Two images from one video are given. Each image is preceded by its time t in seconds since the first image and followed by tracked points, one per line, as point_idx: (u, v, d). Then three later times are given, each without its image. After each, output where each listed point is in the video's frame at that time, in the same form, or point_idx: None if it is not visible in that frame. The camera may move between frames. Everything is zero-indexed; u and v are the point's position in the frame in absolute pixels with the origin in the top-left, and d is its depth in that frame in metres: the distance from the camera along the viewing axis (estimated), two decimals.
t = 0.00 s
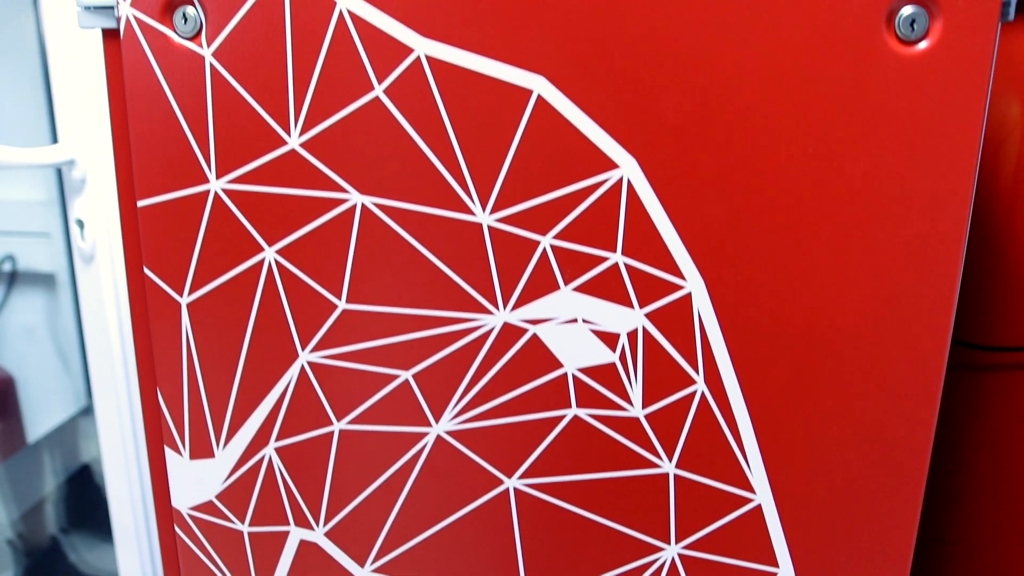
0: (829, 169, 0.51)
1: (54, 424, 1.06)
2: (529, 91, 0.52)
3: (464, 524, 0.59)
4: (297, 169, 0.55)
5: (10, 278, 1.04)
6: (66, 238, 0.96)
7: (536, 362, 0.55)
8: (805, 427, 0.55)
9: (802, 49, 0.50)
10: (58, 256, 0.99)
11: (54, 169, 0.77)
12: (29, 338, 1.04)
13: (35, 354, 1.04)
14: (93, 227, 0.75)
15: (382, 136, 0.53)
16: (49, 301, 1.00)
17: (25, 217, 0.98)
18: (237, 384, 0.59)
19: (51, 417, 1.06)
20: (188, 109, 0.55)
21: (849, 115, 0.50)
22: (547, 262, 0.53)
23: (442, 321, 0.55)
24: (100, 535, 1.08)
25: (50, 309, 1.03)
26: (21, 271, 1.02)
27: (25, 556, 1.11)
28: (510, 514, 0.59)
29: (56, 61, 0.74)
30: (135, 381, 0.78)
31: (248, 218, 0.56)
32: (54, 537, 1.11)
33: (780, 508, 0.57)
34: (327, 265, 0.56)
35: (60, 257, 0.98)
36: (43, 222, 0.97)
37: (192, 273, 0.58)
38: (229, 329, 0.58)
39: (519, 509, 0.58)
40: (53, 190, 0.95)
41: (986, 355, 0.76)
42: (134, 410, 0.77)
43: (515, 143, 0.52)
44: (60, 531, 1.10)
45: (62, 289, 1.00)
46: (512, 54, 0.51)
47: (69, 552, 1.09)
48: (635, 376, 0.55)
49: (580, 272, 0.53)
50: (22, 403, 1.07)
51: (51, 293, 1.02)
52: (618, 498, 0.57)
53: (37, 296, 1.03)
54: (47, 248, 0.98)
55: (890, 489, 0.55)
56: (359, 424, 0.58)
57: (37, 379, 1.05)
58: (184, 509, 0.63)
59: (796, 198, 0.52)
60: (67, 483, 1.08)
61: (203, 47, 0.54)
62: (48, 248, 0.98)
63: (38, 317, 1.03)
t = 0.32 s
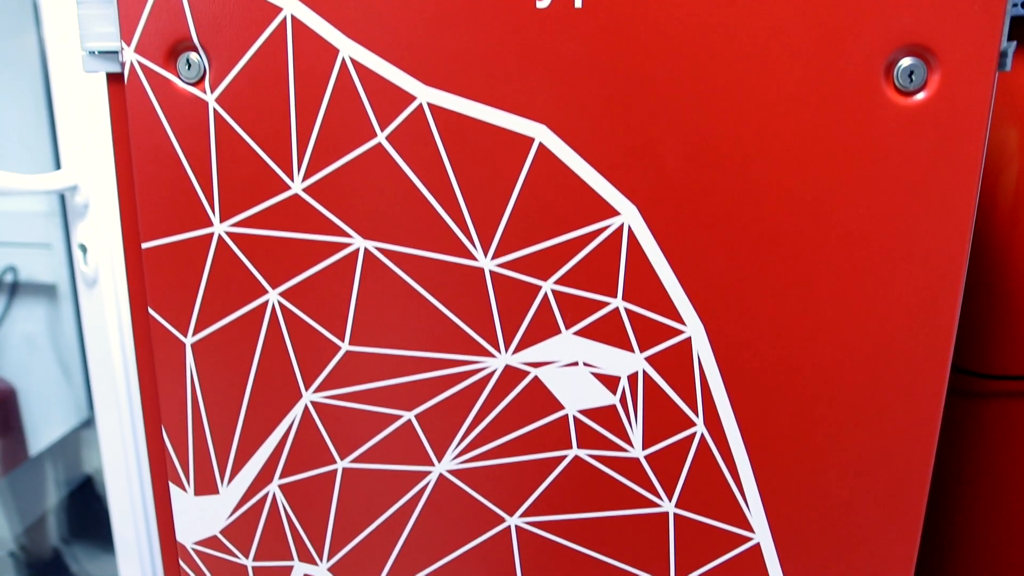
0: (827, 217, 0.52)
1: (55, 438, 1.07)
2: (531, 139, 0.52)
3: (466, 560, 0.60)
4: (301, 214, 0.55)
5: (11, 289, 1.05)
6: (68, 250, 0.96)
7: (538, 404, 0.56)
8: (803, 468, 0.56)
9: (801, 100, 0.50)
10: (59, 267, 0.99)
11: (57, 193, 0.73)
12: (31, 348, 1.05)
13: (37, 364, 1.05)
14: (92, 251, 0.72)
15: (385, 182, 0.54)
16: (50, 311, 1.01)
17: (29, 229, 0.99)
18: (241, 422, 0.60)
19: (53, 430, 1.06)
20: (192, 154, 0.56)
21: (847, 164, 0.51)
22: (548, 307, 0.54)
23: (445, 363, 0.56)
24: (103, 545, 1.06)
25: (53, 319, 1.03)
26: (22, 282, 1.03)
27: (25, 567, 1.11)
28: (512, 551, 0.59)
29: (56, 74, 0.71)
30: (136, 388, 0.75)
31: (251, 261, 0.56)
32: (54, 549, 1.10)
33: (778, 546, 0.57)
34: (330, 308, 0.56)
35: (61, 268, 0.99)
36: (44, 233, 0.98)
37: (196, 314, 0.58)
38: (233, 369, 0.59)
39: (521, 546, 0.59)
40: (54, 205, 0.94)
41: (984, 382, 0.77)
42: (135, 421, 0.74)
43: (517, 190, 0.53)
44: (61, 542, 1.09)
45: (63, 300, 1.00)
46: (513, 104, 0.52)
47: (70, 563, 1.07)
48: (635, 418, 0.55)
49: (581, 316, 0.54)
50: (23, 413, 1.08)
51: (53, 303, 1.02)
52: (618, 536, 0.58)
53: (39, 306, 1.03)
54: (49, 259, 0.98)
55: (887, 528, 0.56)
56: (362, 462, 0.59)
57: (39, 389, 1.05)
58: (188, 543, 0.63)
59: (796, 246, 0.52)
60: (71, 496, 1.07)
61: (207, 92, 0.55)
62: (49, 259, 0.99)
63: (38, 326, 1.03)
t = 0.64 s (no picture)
0: (827, 257, 0.52)
1: (55, 449, 1.07)
2: (534, 180, 0.53)
3: None
4: (306, 252, 0.56)
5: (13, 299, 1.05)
6: (70, 259, 0.97)
7: (540, 438, 0.56)
8: (801, 502, 0.56)
9: (801, 142, 0.51)
10: (61, 277, 1.00)
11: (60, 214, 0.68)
12: (32, 356, 1.05)
13: (37, 371, 1.05)
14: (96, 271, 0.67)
15: (389, 221, 0.54)
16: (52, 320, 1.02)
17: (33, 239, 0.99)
18: (247, 454, 0.60)
19: (53, 442, 1.07)
20: (198, 191, 0.56)
21: (846, 206, 0.51)
22: (551, 344, 0.55)
23: (449, 398, 0.57)
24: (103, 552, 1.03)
25: (53, 329, 1.04)
26: (23, 291, 1.03)
27: None
28: None
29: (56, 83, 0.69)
30: (136, 379, 0.69)
31: (257, 297, 0.57)
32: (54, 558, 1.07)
33: None
34: (335, 344, 0.57)
35: (64, 276, 0.99)
36: (47, 242, 0.99)
37: (202, 348, 0.59)
38: (239, 402, 0.59)
39: None
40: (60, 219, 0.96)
41: (984, 407, 0.78)
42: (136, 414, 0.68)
43: (519, 230, 0.53)
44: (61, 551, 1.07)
45: (65, 308, 1.01)
46: (517, 145, 0.52)
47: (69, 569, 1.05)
48: (636, 452, 0.56)
49: (583, 353, 0.55)
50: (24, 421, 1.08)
51: (55, 312, 1.03)
52: (620, 567, 0.59)
53: (40, 315, 1.04)
54: (52, 268, 0.99)
55: (884, 560, 0.57)
56: (367, 493, 0.60)
57: (42, 397, 1.06)
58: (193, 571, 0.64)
59: (796, 285, 0.53)
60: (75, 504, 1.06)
61: (212, 131, 0.55)
62: (50, 268, 0.99)
63: (39, 335, 1.04)
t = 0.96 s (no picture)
0: (822, 293, 0.53)
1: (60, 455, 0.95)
2: (534, 216, 0.53)
3: None
4: (308, 285, 0.56)
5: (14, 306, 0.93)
6: (73, 267, 0.85)
7: (539, 469, 0.57)
8: (796, 531, 0.57)
9: (798, 181, 0.51)
10: (63, 285, 0.88)
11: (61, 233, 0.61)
12: (35, 364, 0.92)
13: (41, 381, 0.92)
14: (99, 289, 0.61)
15: (390, 256, 0.55)
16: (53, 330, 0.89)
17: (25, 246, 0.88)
18: (251, 481, 0.61)
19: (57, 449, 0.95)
20: (202, 224, 0.57)
21: (842, 243, 0.52)
22: (550, 377, 0.55)
23: (450, 428, 0.57)
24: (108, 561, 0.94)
25: (55, 337, 0.91)
26: (25, 299, 0.91)
27: None
28: None
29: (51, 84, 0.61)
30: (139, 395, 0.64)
31: (260, 329, 0.58)
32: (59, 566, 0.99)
33: None
34: (337, 375, 0.58)
35: (68, 286, 0.88)
36: (47, 248, 0.88)
37: (206, 378, 0.60)
38: (243, 431, 0.60)
39: None
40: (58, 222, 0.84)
41: (984, 426, 0.77)
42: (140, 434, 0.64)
43: (519, 266, 0.54)
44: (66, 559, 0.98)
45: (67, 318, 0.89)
46: (517, 182, 0.53)
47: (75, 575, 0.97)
48: (634, 482, 0.57)
49: (582, 386, 0.55)
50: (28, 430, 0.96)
51: (58, 322, 0.91)
52: None
53: (43, 323, 0.92)
54: (52, 276, 0.88)
55: None
56: (369, 520, 0.60)
57: (43, 408, 0.94)
58: None
59: (793, 321, 0.53)
60: (77, 512, 0.97)
61: (215, 166, 0.56)
62: (51, 276, 0.88)
63: (42, 342, 0.92)
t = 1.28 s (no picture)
0: (826, 314, 0.53)
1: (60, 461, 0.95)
2: (540, 237, 0.54)
3: None
4: (316, 304, 0.57)
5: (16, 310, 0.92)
6: (75, 272, 0.85)
7: (545, 485, 0.58)
8: (799, 546, 0.58)
9: (801, 203, 0.52)
10: (66, 290, 0.88)
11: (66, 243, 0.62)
12: (38, 367, 0.92)
13: (43, 385, 0.92)
14: (105, 300, 0.61)
15: (397, 275, 0.56)
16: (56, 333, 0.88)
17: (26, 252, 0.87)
18: (259, 496, 0.62)
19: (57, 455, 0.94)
20: (210, 243, 0.57)
21: (845, 264, 0.52)
22: (556, 395, 0.56)
23: (456, 445, 0.58)
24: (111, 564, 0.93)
25: (58, 341, 0.91)
26: (28, 304, 0.91)
27: None
28: None
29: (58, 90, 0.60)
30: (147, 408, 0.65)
31: (269, 346, 0.58)
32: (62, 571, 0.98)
33: None
34: (344, 392, 0.58)
35: (70, 290, 0.87)
36: (47, 254, 0.87)
37: (214, 395, 0.60)
38: (251, 446, 0.61)
39: None
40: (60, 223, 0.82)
41: (984, 438, 0.78)
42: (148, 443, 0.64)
43: (525, 285, 0.55)
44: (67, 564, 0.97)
45: (69, 323, 0.88)
46: (523, 203, 0.53)
47: None
48: (639, 498, 0.58)
49: (587, 404, 0.56)
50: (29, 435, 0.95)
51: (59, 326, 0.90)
52: None
53: (44, 327, 0.91)
54: (54, 281, 0.87)
55: None
56: (375, 535, 0.61)
57: (44, 414, 0.94)
58: None
59: (796, 341, 0.54)
60: (80, 517, 0.96)
61: (224, 185, 0.56)
62: (54, 280, 0.88)
63: (44, 346, 0.91)
